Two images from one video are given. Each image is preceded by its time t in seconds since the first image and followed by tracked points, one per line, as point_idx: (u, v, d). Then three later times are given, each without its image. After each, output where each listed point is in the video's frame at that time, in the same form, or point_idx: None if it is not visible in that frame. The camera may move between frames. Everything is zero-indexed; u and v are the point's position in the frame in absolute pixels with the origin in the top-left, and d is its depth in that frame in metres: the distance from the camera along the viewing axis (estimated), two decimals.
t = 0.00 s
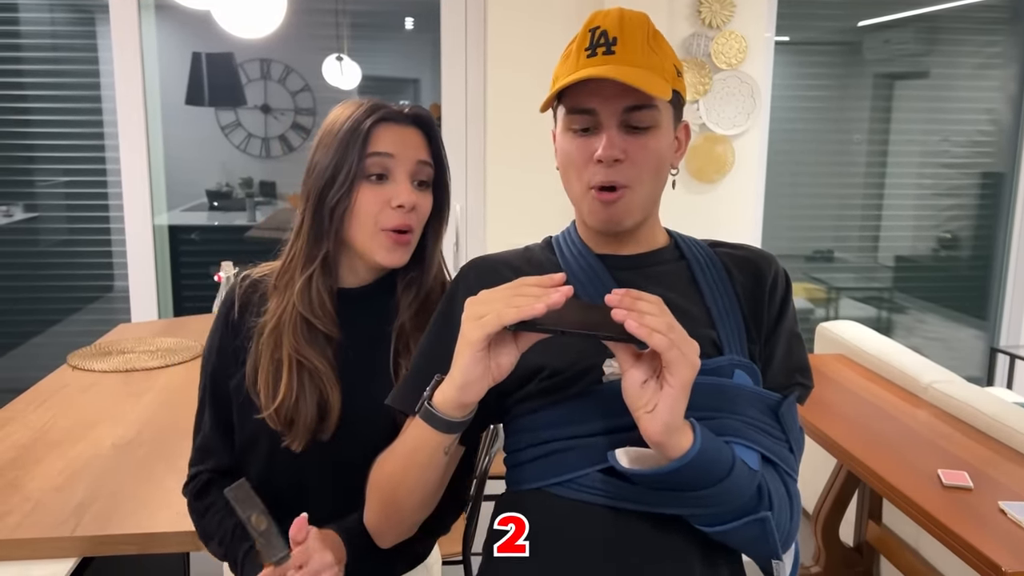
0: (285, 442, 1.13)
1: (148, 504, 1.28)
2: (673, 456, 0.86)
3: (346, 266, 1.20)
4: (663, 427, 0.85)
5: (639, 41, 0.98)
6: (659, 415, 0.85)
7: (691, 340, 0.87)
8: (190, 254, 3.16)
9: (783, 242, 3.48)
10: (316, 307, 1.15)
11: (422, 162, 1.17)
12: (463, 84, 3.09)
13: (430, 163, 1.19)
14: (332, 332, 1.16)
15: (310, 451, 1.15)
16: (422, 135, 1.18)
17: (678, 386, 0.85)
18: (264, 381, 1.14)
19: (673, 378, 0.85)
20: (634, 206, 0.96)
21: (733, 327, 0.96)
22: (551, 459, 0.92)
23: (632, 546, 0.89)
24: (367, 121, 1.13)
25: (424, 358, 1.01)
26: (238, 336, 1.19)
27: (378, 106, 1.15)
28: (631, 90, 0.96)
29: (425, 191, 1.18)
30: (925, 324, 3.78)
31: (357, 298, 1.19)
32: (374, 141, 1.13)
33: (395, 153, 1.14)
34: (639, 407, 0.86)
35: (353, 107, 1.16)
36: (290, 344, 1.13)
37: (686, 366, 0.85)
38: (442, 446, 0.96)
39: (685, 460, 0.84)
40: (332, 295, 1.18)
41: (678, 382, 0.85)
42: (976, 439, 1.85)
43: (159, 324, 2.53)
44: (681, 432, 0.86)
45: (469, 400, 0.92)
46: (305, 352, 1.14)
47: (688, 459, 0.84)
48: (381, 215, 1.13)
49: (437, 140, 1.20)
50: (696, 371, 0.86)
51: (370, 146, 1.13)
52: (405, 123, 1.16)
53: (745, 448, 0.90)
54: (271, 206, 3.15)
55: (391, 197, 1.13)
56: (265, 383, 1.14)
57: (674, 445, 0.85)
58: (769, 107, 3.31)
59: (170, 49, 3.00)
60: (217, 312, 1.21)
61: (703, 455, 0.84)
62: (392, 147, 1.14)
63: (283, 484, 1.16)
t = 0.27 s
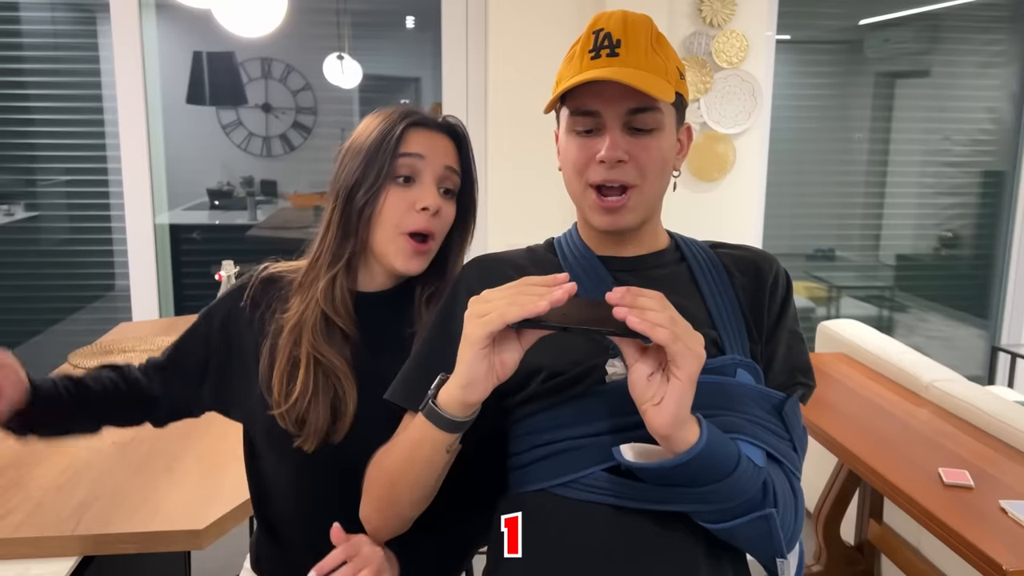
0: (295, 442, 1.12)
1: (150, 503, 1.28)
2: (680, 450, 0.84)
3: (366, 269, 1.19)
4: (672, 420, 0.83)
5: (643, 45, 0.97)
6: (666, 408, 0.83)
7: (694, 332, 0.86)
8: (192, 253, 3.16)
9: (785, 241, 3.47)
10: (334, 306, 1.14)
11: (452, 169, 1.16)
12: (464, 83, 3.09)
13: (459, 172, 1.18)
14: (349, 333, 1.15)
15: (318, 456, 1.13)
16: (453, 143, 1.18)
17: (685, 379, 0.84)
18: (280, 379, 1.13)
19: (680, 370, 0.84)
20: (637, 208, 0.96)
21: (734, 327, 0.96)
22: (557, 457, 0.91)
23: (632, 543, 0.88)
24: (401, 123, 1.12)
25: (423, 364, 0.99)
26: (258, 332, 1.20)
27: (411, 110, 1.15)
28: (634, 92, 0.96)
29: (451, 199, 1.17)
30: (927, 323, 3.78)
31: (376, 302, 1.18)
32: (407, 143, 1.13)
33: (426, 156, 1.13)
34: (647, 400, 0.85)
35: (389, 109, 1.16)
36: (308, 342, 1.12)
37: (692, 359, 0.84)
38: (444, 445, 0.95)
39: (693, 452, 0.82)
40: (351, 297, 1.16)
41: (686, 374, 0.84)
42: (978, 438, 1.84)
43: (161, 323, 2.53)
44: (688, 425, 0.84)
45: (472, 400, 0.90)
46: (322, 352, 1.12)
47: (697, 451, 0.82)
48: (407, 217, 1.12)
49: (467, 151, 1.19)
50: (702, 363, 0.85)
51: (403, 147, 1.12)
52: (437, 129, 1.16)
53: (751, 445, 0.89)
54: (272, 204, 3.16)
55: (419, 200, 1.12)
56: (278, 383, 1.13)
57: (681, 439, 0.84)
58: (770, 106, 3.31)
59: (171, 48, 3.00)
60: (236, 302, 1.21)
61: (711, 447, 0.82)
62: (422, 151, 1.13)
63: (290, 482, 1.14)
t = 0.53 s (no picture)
0: (311, 385, 1.09)
1: (149, 502, 1.28)
2: (697, 449, 0.83)
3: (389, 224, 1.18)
4: (698, 417, 0.82)
5: (660, 43, 0.97)
6: (691, 406, 0.82)
7: (723, 334, 0.85)
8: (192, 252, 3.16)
9: (785, 239, 3.47)
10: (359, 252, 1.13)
11: (487, 134, 1.16)
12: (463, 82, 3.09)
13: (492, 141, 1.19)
14: (373, 282, 1.13)
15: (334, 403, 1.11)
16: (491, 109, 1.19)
17: (714, 379, 0.82)
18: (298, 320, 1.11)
19: (709, 369, 0.83)
20: (649, 202, 0.96)
21: (737, 329, 0.96)
22: (560, 455, 0.89)
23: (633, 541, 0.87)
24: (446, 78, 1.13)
25: (425, 356, 0.95)
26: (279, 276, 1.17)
27: (456, 71, 1.16)
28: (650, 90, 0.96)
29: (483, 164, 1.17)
30: (927, 321, 3.78)
31: (398, 258, 1.16)
32: (447, 100, 1.13)
33: (464, 115, 1.13)
34: (669, 398, 0.84)
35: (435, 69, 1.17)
36: (330, 285, 1.10)
37: (722, 358, 0.83)
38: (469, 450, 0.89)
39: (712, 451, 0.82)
40: (376, 247, 1.15)
41: (716, 373, 0.82)
42: (978, 438, 1.84)
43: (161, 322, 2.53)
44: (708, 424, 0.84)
45: (504, 405, 0.86)
46: (346, 298, 1.11)
47: (711, 452, 0.81)
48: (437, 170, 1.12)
49: (505, 120, 1.21)
50: (731, 365, 0.83)
51: (443, 102, 1.13)
52: (476, 91, 1.17)
53: (757, 444, 0.88)
54: (272, 203, 3.16)
55: (451, 156, 1.12)
56: (298, 324, 1.11)
57: (701, 437, 0.83)
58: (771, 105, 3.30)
59: (170, 46, 3.00)
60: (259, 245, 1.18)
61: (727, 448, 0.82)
62: (464, 107, 1.14)
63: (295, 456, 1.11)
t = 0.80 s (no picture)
0: (343, 387, 1.07)
1: (148, 501, 1.28)
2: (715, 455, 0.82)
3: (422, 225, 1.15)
4: (721, 425, 0.80)
5: (694, 45, 0.97)
6: (714, 415, 0.81)
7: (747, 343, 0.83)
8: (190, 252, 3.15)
9: (785, 237, 3.46)
10: (394, 252, 1.10)
11: (519, 144, 1.15)
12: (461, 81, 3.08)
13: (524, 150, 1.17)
14: (408, 283, 1.10)
15: (360, 406, 1.08)
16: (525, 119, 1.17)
17: (738, 388, 0.81)
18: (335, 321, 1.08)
19: (734, 379, 0.81)
20: (672, 204, 0.96)
21: (750, 330, 0.95)
22: (573, 452, 0.87)
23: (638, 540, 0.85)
24: (480, 88, 1.12)
25: (442, 354, 0.90)
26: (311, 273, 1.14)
27: (492, 78, 1.15)
28: (683, 93, 0.96)
29: (514, 174, 1.15)
30: (927, 320, 3.78)
31: (431, 262, 1.14)
32: (482, 107, 1.12)
33: (498, 124, 1.12)
34: (690, 404, 0.82)
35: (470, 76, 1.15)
36: (366, 287, 1.07)
37: (747, 369, 0.81)
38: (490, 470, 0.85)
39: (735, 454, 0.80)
40: (412, 248, 1.12)
41: (741, 384, 0.81)
42: (977, 436, 1.83)
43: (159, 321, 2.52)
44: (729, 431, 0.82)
45: (533, 422, 0.83)
46: (381, 298, 1.08)
47: (728, 457, 0.79)
48: (469, 179, 1.10)
49: (540, 128, 1.19)
50: (754, 374, 0.82)
51: (478, 109, 1.12)
52: (512, 100, 1.15)
53: (772, 447, 0.87)
54: (271, 202, 3.15)
55: (483, 165, 1.11)
56: (332, 325, 1.08)
57: (722, 443, 0.81)
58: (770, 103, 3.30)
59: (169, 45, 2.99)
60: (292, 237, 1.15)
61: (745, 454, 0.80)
62: (498, 118, 1.13)
63: (303, 455, 1.09)
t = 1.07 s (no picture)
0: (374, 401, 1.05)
1: (143, 498, 1.28)
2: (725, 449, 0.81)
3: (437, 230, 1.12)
4: (733, 417, 0.80)
5: (703, 41, 0.96)
6: (727, 407, 0.80)
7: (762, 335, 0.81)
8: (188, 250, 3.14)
9: (784, 235, 3.46)
10: (417, 265, 1.07)
11: (530, 147, 1.12)
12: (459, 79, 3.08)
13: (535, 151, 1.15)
14: (431, 293, 1.08)
15: (390, 417, 1.08)
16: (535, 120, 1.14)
17: (752, 381, 0.80)
18: (366, 339, 1.05)
19: (748, 372, 0.80)
20: (681, 200, 0.95)
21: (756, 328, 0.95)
22: (580, 445, 0.86)
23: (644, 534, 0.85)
24: (487, 93, 1.09)
25: (454, 353, 0.89)
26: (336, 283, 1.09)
27: (498, 81, 1.11)
28: (691, 86, 0.95)
29: (525, 177, 1.13)
30: (926, 317, 3.78)
31: (452, 269, 1.12)
32: (490, 114, 1.09)
33: (507, 130, 1.09)
34: (704, 397, 0.82)
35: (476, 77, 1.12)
36: (392, 303, 1.05)
37: (761, 362, 0.80)
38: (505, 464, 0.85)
39: (747, 448, 0.79)
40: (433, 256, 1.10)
41: (756, 376, 0.80)
42: (975, 433, 1.83)
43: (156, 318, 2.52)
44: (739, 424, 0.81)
45: (548, 415, 0.82)
46: (407, 313, 1.06)
47: (739, 451, 0.79)
48: (480, 189, 1.08)
49: (548, 128, 1.16)
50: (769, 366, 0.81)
51: (486, 116, 1.09)
52: (519, 102, 1.12)
53: (780, 441, 0.86)
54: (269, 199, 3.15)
55: (492, 173, 1.08)
56: (363, 341, 1.06)
57: (733, 436, 0.80)
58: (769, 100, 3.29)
59: (168, 42, 2.99)
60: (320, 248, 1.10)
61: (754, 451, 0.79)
62: (505, 125, 1.09)
63: (327, 463, 1.08)
